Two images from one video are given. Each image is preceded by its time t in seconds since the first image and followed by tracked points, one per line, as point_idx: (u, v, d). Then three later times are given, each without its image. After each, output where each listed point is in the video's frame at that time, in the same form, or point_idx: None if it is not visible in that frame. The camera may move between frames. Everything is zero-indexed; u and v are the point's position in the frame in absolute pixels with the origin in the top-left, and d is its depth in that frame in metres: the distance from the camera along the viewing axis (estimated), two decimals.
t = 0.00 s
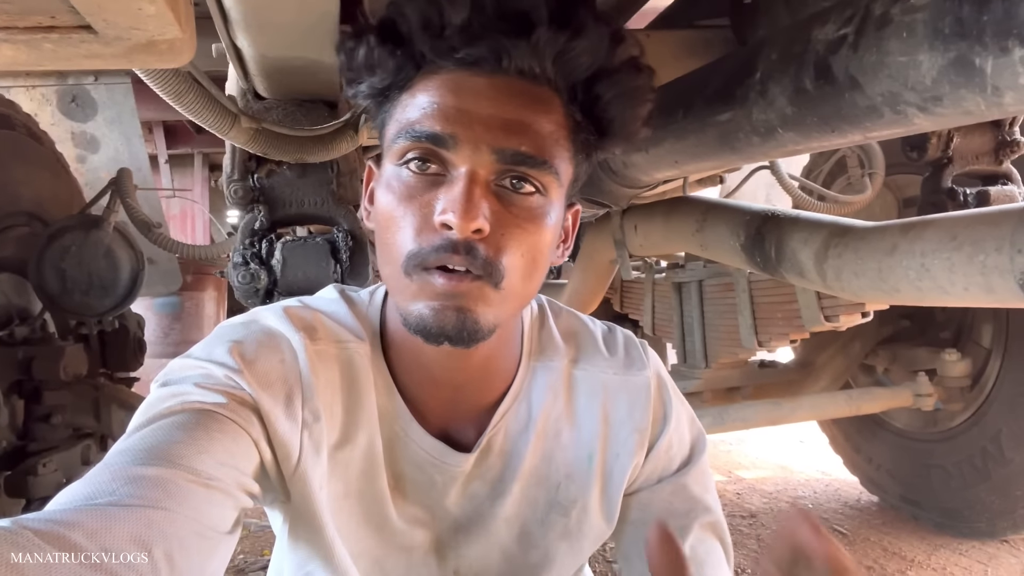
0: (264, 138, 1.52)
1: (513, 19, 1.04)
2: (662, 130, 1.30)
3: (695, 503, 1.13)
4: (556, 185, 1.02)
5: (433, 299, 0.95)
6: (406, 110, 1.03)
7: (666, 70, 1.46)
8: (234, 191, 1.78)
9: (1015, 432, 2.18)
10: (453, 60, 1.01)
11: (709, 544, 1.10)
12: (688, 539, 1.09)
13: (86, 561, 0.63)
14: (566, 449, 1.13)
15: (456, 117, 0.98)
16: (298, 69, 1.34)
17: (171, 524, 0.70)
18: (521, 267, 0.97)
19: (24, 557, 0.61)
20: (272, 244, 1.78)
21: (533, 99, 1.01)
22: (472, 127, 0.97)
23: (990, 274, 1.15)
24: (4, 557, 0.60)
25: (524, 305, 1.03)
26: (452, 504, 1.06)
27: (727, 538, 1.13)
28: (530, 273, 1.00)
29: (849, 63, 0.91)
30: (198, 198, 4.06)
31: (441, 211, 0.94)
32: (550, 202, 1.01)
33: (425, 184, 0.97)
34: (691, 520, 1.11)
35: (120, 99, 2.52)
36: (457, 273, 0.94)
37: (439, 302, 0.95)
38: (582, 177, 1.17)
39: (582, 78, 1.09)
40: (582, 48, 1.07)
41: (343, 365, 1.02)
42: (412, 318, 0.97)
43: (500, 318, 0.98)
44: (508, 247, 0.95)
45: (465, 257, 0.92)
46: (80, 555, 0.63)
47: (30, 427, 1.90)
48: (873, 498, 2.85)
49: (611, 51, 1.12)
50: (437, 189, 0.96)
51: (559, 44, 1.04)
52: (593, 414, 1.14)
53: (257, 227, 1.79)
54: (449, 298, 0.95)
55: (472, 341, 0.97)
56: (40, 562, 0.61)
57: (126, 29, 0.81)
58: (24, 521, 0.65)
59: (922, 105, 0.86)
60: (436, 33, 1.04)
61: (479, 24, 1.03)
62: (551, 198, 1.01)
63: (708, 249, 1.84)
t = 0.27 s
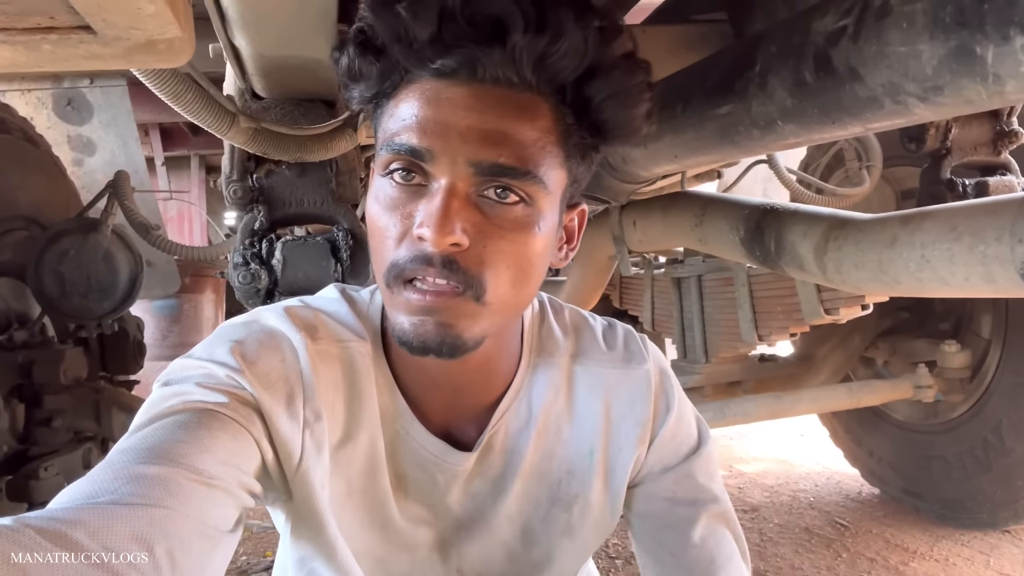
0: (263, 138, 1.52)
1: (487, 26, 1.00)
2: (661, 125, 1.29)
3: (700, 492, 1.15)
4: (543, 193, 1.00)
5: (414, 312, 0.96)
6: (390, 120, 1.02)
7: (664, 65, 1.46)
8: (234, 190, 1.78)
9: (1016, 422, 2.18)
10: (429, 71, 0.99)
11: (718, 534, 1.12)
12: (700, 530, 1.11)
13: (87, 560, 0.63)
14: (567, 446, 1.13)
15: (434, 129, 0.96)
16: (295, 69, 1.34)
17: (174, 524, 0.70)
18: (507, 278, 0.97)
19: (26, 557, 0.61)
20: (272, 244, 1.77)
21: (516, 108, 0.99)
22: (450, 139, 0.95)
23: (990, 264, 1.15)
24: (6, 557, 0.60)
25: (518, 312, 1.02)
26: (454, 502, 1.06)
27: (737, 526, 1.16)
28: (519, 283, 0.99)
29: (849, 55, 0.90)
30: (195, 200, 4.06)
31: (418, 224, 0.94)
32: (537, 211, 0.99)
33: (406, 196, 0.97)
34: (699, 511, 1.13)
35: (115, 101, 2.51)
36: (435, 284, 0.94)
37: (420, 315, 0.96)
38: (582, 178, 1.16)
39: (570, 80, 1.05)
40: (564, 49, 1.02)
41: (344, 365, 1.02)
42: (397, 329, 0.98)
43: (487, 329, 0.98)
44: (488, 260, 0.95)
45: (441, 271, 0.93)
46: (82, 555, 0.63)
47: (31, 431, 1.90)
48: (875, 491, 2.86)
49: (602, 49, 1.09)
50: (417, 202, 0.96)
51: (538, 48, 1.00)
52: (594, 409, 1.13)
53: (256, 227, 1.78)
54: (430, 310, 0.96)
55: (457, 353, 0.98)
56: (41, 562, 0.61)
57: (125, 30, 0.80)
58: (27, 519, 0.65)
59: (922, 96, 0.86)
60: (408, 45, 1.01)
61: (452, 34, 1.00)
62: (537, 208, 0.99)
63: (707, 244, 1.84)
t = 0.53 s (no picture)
0: (260, 138, 1.52)
1: (467, 28, 0.99)
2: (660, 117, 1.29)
3: (705, 494, 1.15)
4: (535, 193, 0.99)
5: (404, 315, 0.96)
6: (378, 123, 1.01)
7: (662, 58, 1.45)
8: (233, 192, 1.78)
9: None
10: (410, 75, 0.99)
11: (722, 532, 1.13)
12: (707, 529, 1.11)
13: (89, 560, 0.63)
14: (571, 446, 1.13)
15: (418, 133, 0.95)
16: (291, 68, 1.34)
17: (174, 523, 0.70)
18: (499, 279, 0.97)
19: (29, 557, 0.61)
20: (273, 244, 1.77)
21: (502, 108, 0.97)
22: (434, 143, 0.95)
23: (994, 251, 1.14)
24: (9, 557, 0.60)
25: (515, 311, 1.03)
26: (457, 501, 1.06)
27: (740, 526, 1.17)
28: (511, 283, 0.99)
29: (846, 41, 0.90)
30: (198, 204, 4.07)
31: (406, 229, 0.94)
32: (529, 211, 0.99)
33: (394, 200, 0.97)
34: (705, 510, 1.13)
35: (117, 106, 2.52)
36: (425, 289, 0.95)
37: (411, 319, 0.96)
38: (577, 174, 1.15)
39: (557, 78, 1.03)
40: (548, 47, 1.00)
41: (346, 363, 1.02)
42: (389, 333, 0.99)
43: (481, 331, 0.99)
44: (478, 262, 0.95)
45: (430, 276, 0.93)
46: (83, 555, 0.63)
47: (38, 437, 1.90)
48: (884, 483, 2.85)
49: (590, 44, 1.06)
50: (405, 206, 0.96)
51: (521, 47, 0.98)
52: (600, 408, 1.13)
53: (257, 228, 1.78)
54: (420, 315, 0.96)
55: (449, 355, 0.98)
56: (43, 562, 0.61)
57: (115, 29, 0.80)
58: (28, 517, 0.65)
59: (920, 80, 0.85)
60: (392, 49, 1.01)
61: (431, 37, 0.99)
62: (527, 209, 0.99)
63: (710, 237, 1.84)
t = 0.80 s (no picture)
0: (258, 138, 1.52)
1: (495, 23, 0.99)
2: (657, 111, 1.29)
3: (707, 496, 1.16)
4: (559, 187, 1.02)
5: (445, 319, 0.96)
6: (396, 127, 1.01)
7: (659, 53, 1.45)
8: (231, 192, 1.79)
9: None
10: (438, 74, 0.99)
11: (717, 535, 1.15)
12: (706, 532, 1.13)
13: (89, 561, 0.64)
14: (579, 446, 1.13)
15: (446, 133, 0.97)
16: (289, 67, 1.34)
17: (178, 524, 0.70)
18: (532, 275, 0.98)
19: (26, 557, 0.61)
20: (272, 244, 1.77)
21: (526, 103, 0.99)
22: (466, 142, 0.96)
23: (994, 240, 1.14)
24: (7, 557, 0.60)
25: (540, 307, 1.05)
26: (465, 500, 1.06)
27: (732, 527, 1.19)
28: (542, 278, 1.00)
29: (841, 31, 0.90)
30: (200, 207, 4.08)
31: (442, 233, 0.95)
32: (555, 205, 1.01)
33: (423, 204, 0.97)
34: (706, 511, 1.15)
35: (116, 111, 2.52)
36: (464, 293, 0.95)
37: (451, 322, 0.96)
38: (586, 163, 1.16)
39: (577, 71, 1.06)
40: (574, 42, 1.03)
41: (356, 359, 1.03)
42: (425, 339, 0.98)
43: (516, 327, 0.99)
44: (514, 260, 0.96)
45: (472, 278, 0.94)
46: (82, 555, 0.63)
47: (43, 440, 1.91)
48: (889, 475, 2.84)
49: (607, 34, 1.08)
50: (437, 207, 0.96)
51: (550, 42, 1.01)
52: (609, 409, 1.13)
53: (256, 228, 1.79)
54: (461, 317, 0.96)
55: (487, 355, 0.99)
56: (42, 562, 0.61)
57: (109, 29, 0.80)
58: (30, 516, 0.65)
59: (916, 69, 0.85)
60: (416, 50, 0.99)
61: (462, 36, 0.98)
62: (554, 202, 1.01)
63: (711, 231, 1.84)
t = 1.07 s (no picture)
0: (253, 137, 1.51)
1: (478, 11, 1.01)
2: (653, 113, 1.29)
3: (703, 495, 1.16)
4: (548, 172, 1.02)
5: (433, 303, 0.96)
6: (386, 116, 1.03)
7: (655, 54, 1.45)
8: (227, 192, 1.79)
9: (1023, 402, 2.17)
10: (425, 61, 1.00)
11: (716, 536, 1.14)
12: (703, 532, 1.13)
13: (90, 561, 0.64)
14: (577, 443, 1.13)
15: (434, 117, 0.98)
16: (285, 67, 1.34)
17: (177, 524, 0.71)
18: (523, 262, 0.98)
19: (26, 557, 0.61)
20: (268, 243, 1.77)
21: (512, 90, 1.00)
22: (452, 125, 0.97)
23: (988, 242, 1.14)
24: (8, 557, 0.60)
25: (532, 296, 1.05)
26: (463, 498, 1.06)
27: (730, 528, 1.18)
28: (534, 264, 1.00)
29: (836, 34, 0.90)
30: (196, 206, 4.07)
31: (430, 214, 0.95)
32: (545, 190, 1.01)
33: (412, 188, 0.98)
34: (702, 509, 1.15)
35: (112, 109, 2.51)
36: (452, 273, 0.95)
37: (440, 304, 0.96)
38: (577, 158, 1.16)
39: (562, 58, 1.06)
40: (555, 28, 1.04)
41: (354, 359, 1.03)
42: (414, 325, 0.99)
43: (508, 312, 0.99)
44: (503, 242, 0.96)
45: (459, 258, 0.94)
46: (82, 556, 0.64)
47: (37, 439, 1.91)
48: (884, 475, 2.85)
49: (589, 28, 1.10)
50: (425, 192, 0.97)
51: (530, 29, 1.01)
52: (607, 406, 1.13)
53: (251, 228, 1.79)
54: (449, 298, 0.96)
55: (478, 340, 0.98)
56: (41, 562, 0.61)
57: (104, 30, 0.80)
58: (29, 515, 0.65)
59: (909, 73, 0.85)
60: (402, 37, 1.02)
61: (446, 22, 1.00)
62: (543, 187, 1.01)
63: (707, 232, 1.84)
